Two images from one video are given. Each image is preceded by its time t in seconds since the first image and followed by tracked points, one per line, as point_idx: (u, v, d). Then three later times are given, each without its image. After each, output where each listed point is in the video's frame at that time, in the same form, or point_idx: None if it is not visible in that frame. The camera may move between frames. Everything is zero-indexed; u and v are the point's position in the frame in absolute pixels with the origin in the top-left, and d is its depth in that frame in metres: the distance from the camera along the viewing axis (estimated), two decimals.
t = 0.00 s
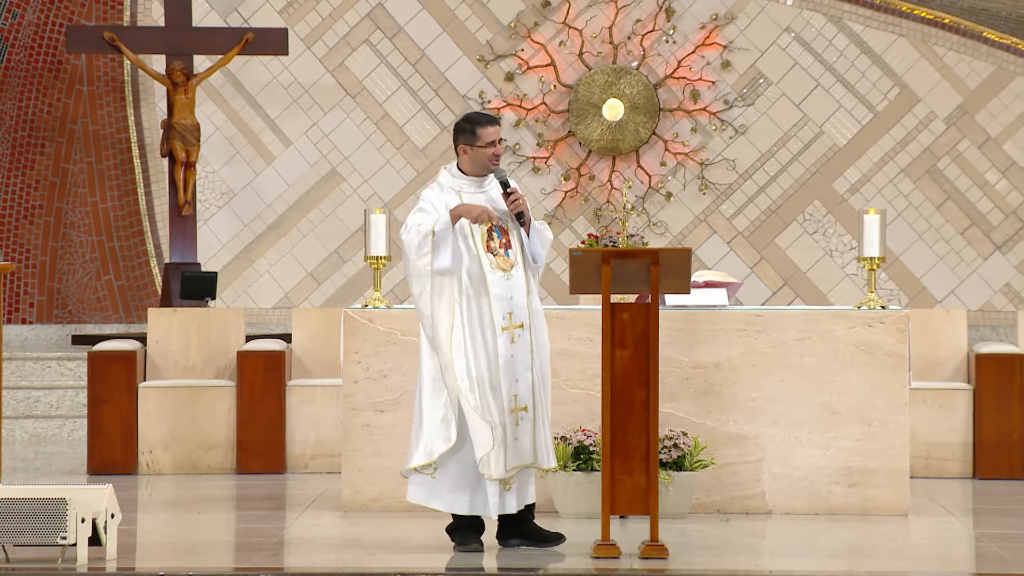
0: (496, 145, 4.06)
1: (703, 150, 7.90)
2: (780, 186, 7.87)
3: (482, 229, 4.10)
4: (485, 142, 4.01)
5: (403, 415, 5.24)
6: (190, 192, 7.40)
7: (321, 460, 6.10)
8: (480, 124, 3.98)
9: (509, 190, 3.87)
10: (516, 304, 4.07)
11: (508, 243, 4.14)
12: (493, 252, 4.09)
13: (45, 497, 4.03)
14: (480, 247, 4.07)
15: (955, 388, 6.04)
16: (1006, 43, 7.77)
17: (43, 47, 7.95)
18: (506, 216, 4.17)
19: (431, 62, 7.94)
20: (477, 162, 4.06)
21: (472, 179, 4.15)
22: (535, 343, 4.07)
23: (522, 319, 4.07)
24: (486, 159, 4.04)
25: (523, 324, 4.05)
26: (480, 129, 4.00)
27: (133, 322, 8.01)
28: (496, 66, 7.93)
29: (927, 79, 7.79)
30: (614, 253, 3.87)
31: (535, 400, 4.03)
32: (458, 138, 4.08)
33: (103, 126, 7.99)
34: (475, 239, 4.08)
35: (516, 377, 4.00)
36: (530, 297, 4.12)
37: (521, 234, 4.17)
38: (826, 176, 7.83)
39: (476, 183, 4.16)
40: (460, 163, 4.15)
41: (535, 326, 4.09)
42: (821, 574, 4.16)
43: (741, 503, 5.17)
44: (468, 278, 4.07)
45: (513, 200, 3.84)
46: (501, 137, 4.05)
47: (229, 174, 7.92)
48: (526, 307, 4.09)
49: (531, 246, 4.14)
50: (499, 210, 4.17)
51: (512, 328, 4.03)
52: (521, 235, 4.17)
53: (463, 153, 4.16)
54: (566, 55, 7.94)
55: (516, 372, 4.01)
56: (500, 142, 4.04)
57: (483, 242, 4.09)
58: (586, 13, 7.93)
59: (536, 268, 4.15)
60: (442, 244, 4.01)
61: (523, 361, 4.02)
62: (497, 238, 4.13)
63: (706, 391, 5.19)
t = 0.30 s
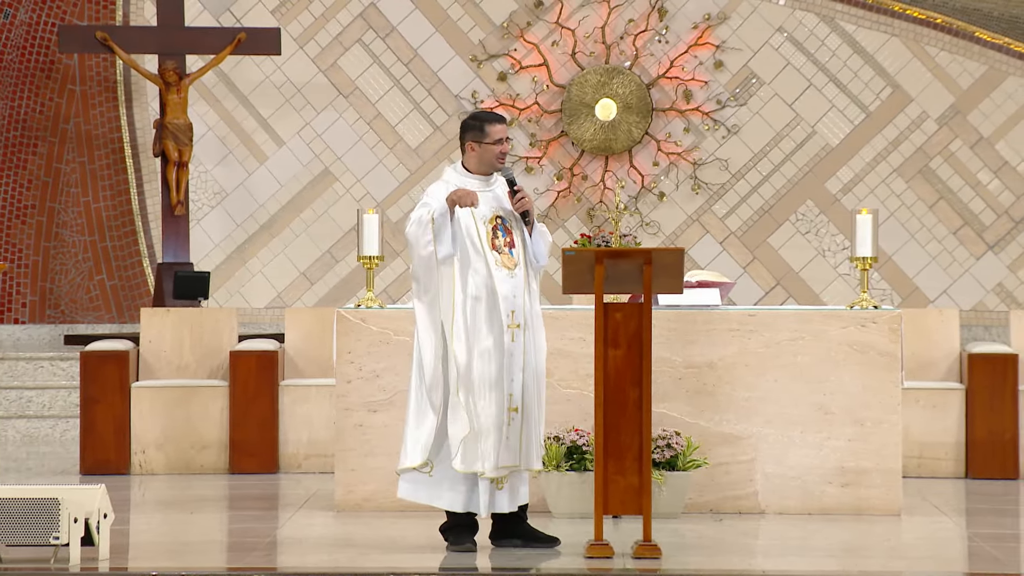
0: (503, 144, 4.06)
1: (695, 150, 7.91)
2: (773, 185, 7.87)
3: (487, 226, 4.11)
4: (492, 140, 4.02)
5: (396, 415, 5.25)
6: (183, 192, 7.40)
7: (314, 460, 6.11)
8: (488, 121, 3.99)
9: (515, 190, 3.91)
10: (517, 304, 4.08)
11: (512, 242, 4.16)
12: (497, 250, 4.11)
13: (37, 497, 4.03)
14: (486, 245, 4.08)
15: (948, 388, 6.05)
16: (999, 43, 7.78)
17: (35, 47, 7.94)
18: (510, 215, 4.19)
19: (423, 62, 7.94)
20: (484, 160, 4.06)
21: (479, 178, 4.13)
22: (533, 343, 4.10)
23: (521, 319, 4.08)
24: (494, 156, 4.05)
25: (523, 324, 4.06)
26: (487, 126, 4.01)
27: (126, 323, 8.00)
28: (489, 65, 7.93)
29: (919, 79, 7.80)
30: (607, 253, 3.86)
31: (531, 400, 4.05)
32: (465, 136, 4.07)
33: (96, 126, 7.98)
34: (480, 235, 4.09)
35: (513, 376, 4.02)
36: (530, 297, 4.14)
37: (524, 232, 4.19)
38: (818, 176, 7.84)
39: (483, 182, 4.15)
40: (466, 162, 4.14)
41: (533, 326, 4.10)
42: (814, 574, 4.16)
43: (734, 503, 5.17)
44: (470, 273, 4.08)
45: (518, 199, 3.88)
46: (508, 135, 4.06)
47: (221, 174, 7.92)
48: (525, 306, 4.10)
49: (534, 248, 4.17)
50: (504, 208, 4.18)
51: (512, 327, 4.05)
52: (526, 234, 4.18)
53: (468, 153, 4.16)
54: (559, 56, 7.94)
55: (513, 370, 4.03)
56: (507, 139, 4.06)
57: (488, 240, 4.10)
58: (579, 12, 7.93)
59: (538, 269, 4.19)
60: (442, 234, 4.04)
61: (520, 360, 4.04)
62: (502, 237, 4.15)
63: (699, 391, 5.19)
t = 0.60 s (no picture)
0: (515, 143, 3.91)
1: (691, 150, 7.91)
2: (768, 185, 7.87)
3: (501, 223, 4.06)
4: (504, 139, 3.88)
5: (392, 415, 5.29)
6: (178, 192, 7.40)
7: (309, 460, 6.11)
8: (500, 119, 3.84)
9: (526, 188, 3.86)
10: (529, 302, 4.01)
11: (524, 242, 4.09)
12: (510, 248, 4.03)
13: (32, 497, 4.03)
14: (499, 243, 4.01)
15: (943, 388, 6.06)
16: (993, 43, 7.79)
17: (29, 47, 7.94)
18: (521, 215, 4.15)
19: (419, 62, 7.94)
20: (497, 159, 3.91)
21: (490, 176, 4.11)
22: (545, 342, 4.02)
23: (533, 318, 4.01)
24: (506, 155, 3.90)
25: (535, 323, 3.99)
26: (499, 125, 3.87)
27: (120, 322, 8.00)
28: (485, 65, 7.93)
29: (915, 79, 7.80)
30: (602, 253, 3.86)
31: (544, 400, 3.97)
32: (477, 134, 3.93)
33: (90, 126, 7.98)
34: (494, 232, 4.03)
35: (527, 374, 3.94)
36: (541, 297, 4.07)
37: (533, 232, 4.15)
38: (813, 176, 7.84)
39: (494, 183, 4.13)
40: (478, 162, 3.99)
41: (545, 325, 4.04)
42: (809, 573, 4.16)
43: (729, 502, 5.18)
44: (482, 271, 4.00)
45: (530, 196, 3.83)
46: (520, 133, 3.92)
47: (217, 174, 7.92)
48: (537, 306, 4.03)
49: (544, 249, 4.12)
50: (515, 208, 4.15)
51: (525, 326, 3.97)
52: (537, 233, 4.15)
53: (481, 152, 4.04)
54: (554, 55, 7.94)
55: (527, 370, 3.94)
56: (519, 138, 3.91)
57: (500, 238, 4.04)
58: (574, 12, 7.93)
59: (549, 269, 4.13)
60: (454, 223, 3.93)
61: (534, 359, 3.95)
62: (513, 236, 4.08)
63: (694, 391, 5.21)
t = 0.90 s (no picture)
0: (525, 142, 4.03)
1: (683, 149, 7.91)
2: (760, 185, 7.88)
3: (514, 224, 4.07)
4: (515, 138, 4.01)
5: (384, 415, 5.31)
6: (170, 191, 7.40)
7: (301, 460, 6.10)
8: (511, 120, 3.97)
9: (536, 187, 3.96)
10: (542, 301, 4.04)
11: (536, 241, 4.13)
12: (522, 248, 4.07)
13: (24, 497, 4.03)
14: (513, 242, 4.04)
15: (935, 387, 6.06)
16: (985, 43, 7.80)
17: (21, 47, 7.93)
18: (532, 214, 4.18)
19: (411, 62, 7.94)
20: (507, 158, 4.04)
21: (501, 178, 4.12)
22: (558, 342, 4.06)
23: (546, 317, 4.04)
24: (517, 154, 4.03)
25: (548, 322, 4.02)
26: (511, 125, 4.00)
27: (112, 322, 7.99)
28: (477, 65, 7.93)
29: (907, 78, 7.80)
30: (595, 252, 3.85)
31: (560, 399, 4.00)
32: (488, 135, 4.05)
33: (82, 125, 7.96)
34: (508, 233, 4.05)
35: (543, 373, 3.97)
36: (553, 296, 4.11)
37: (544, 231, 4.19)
38: (805, 176, 7.85)
39: (505, 182, 4.13)
40: (488, 161, 4.11)
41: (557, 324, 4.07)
42: (800, 572, 4.16)
43: (721, 502, 5.19)
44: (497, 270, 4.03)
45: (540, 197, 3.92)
46: (530, 134, 4.05)
47: (209, 173, 7.92)
48: (549, 306, 4.06)
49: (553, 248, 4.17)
50: (526, 207, 4.17)
51: (540, 324, 4.00)
52: (546, 233, 4.19)
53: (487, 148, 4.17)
54: (546, 55, 7.94)
55: (542, 368, 3.98)
56: (529, 138, 4.03)
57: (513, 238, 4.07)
58: (566, 12, 7.93)
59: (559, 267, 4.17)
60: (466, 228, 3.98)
61: (549, 358, 3.99)
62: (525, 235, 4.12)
63: (686, 391, 5.22)
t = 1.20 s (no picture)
0: (524, 145, 4.12)
1: (669, 149, 7.91)
2: (745, 185, 7.88)
3: (517, 225, 4.17)
4: (514, 141, 4.10)
5: (370, 415, 5.32)
6: (156, 191, 7.40)
7: (286, 460, 6.10)
8: (510, 122, 4.05)
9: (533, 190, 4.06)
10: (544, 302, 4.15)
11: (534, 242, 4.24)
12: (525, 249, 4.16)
13: (6, 497, 4.02)
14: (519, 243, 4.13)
15: (919, 387, 6.08)
16: (970, 43, 7.81)
17: (5, 46, 7.90)
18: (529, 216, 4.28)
19: (397, 62, 7.93)
20: (507, 160, 4.13)
21: (500, 178, 4.20)
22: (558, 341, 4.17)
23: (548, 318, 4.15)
24: (515, 157, 4.11)
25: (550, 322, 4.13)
26: (510, 127, 4.08)
27: (97, 322, 8.00)
28: (463, 65, 7.93)
29: (892, 79, 7.82)
30: (582, 251, 3.84)
31: (562, 398, 4.11)
32: (488, 136, 4.14)
33: (67, 125, 7.95)
34: (512, 235, 4.14)
35: (548, 373, 4.07)
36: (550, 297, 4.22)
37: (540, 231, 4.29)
38: (791, 176, 7.86)
39: (504, 183, 4.22)
40: (487, 162, 4.20)
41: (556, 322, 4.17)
42: (785, 572, 4.17)
43: (706, 502, 5.22)
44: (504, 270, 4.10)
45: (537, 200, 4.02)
46: (529, 136, 4.14)
47: (194, 173, 7.90)
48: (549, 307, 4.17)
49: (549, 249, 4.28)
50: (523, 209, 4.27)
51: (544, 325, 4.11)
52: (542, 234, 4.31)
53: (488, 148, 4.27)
54: (531, 55, 7.94)
55: (547, 368, 4.08)
56: (528, 140, 4.12)
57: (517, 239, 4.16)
58: (551, 12, 7.93)
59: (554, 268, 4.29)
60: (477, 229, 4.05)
61: (553, 358, 4.09)
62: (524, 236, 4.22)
63: (672, 390, 5.24)
